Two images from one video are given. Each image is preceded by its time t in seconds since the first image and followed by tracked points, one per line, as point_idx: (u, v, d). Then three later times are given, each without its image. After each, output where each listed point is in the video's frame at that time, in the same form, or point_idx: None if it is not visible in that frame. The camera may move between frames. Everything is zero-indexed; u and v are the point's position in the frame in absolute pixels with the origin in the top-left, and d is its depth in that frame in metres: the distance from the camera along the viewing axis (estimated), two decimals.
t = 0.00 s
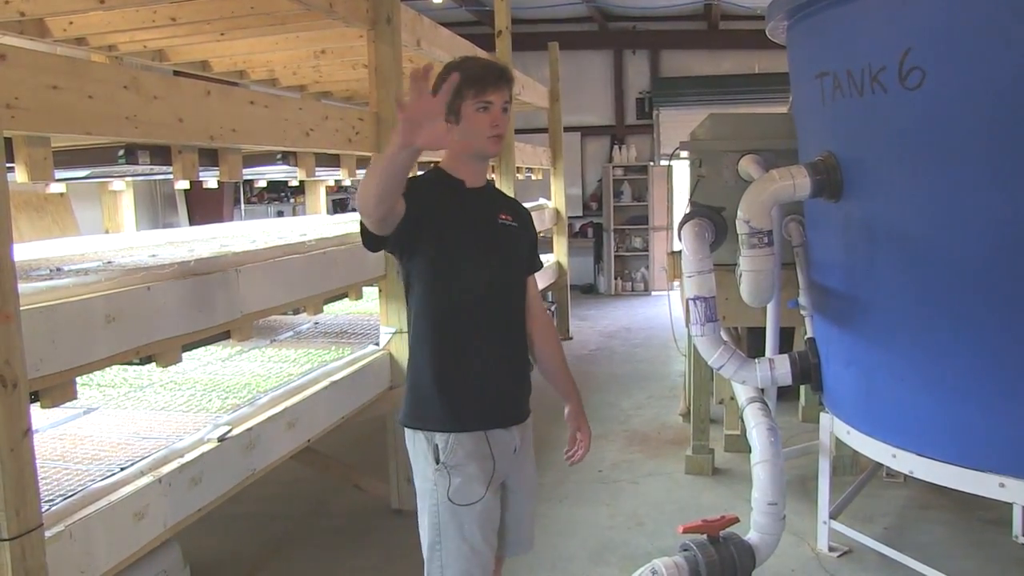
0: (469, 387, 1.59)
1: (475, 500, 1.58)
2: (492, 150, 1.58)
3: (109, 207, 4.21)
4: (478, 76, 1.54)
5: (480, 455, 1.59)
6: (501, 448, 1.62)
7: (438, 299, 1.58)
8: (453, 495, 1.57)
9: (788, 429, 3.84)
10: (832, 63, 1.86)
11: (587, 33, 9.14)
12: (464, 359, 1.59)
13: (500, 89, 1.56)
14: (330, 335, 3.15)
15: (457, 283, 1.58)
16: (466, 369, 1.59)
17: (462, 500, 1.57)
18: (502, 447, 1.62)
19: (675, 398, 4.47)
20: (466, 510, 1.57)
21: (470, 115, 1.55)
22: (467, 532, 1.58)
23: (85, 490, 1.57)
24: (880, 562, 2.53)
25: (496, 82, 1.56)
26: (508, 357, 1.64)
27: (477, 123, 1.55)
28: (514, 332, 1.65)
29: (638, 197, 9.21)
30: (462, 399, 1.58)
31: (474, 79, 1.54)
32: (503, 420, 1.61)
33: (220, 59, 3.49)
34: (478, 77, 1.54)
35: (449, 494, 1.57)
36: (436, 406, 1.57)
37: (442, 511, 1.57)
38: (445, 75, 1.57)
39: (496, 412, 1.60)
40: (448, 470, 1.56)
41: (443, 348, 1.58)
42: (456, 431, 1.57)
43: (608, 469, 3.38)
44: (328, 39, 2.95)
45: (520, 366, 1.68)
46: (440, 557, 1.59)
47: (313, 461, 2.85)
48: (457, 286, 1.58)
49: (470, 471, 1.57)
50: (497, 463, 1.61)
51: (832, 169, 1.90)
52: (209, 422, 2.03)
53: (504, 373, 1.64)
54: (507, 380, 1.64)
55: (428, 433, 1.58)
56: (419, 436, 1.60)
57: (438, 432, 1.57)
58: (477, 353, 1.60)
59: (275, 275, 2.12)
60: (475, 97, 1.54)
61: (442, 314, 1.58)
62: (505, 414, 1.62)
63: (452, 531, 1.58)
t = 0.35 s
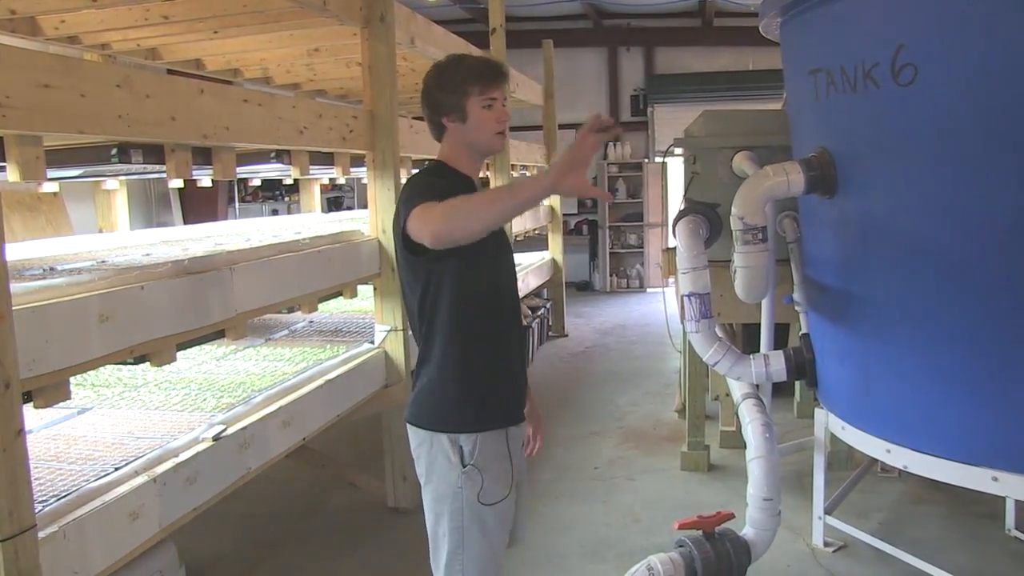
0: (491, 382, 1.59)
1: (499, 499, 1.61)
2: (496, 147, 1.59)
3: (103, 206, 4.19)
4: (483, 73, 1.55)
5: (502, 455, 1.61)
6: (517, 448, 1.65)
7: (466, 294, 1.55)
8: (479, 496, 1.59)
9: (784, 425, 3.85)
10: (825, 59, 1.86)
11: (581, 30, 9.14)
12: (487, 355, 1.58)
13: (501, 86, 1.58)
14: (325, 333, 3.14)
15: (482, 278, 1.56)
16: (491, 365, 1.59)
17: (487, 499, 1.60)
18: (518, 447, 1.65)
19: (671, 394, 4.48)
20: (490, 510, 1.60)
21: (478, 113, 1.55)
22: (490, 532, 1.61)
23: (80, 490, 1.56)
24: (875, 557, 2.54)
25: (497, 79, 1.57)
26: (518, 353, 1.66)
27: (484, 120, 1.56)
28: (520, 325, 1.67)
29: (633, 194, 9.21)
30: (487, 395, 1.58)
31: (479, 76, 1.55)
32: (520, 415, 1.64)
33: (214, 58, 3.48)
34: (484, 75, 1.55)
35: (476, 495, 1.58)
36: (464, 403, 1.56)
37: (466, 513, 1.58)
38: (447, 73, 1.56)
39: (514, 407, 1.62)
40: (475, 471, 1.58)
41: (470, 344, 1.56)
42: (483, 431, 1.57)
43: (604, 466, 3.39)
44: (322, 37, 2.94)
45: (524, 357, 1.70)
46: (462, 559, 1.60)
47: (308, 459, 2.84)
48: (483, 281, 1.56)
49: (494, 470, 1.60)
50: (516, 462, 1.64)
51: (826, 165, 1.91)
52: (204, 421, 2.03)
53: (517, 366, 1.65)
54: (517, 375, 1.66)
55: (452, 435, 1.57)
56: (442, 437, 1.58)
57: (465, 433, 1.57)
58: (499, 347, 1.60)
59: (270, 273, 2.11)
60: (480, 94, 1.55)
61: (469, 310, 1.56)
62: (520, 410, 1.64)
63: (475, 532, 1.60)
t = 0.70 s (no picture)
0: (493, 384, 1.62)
1: (508, 498, 1.65)
2: (490, 143, 1.63)
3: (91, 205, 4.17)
4: (482, 71, 1.57)
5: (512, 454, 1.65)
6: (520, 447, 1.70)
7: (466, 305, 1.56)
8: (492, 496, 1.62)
9: (773, 421, 3.87)
10: (812, 57, 1.87)
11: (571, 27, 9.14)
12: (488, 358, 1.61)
13: (499, 83, 1.61)
14: (316, 331, 3.14)
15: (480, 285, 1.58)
16: (495, 364, 1.63)
17: (500, 499, 1.63)
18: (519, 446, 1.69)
19: (661, 391, 4.50)
20: (501, 508, 1.64)
21: (478, 109, 1.57)
22: (500, 531, 1.64)
23: (68, 490, 1.56)
24: (863, 552, 2.56)
25: (496, 75, 1.60)
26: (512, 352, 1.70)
27: (484, 116, 1.58)
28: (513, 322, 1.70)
29: (623, 191, 9.24)
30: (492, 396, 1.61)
31: (479, 73, 1.57)
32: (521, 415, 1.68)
33: (203, 56, 3.47)
34: (485, 71, 1.57)
35: (490, 494, 1.61)
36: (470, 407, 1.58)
37: (479, 513, 1.60)
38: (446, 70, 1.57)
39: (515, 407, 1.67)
40: (489, 471, 1.61)
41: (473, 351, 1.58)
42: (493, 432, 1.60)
43: (594, 463, 3.40)
44: (311, 35, 2.94)
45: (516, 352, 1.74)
46: (473, 560, 1.61)
47: (299, 457, 2.84)
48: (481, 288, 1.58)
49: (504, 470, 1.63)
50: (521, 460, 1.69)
51: (814, 163, 1.92)
52: (194, 420, 2.03)
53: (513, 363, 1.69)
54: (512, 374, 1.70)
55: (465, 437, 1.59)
56: (452, 439, 1.59)
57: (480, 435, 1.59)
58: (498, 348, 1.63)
59: (259, 272, 2.11)
60: (481, 90, 1.56)
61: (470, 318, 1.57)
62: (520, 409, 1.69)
63: (487, 532, 1.62)
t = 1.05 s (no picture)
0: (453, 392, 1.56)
1: (465, 504, 1.59)
2: (461, 144, 1.54)
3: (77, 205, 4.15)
4: (440, 67, 1.51)
5: (469, 459, 1.58)
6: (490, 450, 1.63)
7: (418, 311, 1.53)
8: (442, 500, 1.57)
9: (760, 420, 3.90)
10: (798, 57, 1.89)
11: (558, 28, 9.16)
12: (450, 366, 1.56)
13: (465, 79, 1.53)
14: (303, 331, 3.13)
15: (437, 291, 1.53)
16: (460, 370, 1.57)
17: (452, 505, 1.58)
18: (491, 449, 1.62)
19: (648, 390, 4.52)
20: (454, 514, 1.58)
21: (435, 109, 1.51)
22: (453, 537, 1.59)
23: (54, 491, 1.55)
24: (849, 550, 2.59)
25: (461, 72, 1.53)
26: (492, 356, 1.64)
27: (443, 116, 1.51)
28: (492, 328, 1.64)
29: (611, 191, 9.26)
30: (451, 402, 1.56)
31: (437, 71, 1.51)
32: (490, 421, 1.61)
33: (189, 56, 3.45)
34: (442, 67, 1.51)
35: (440, 499, 1.57)
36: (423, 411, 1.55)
37: (429, 515, 1.57)
38: (407, 68, 1.53)
39: (483, 413, 1.60)
40: (440, 475, 1.56)
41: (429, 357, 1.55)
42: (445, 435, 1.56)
43: (582, 462, 3.41)
44: (299, 35, 2.93)
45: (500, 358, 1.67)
46: (423, 562, 1.58)
47: (286, 458, 2.83)
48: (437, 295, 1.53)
49: (460, 475, 1.58)
50: (487, 464, 1.62)
51: (799, 163, 1.94)
52: (181, 420, 2.02)
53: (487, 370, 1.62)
54: (490, 380, 1.63)
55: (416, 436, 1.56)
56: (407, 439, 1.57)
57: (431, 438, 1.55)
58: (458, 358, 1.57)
59: (246, 273, 2.10)
60: (439, 89, 1.51)
61: (425, 323, 1.54)
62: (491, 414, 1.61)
63: (438, 537, 1.58)
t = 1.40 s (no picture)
0: (428, 400, 1.57)
1: (454, 513, 1.60)
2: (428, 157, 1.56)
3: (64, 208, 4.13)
4: (421, 80, 1.51)
5: (457, 469, 1.59)
6: (478, 457, 1.63)
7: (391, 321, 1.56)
8: (430, 510, 1.58)
9: (749, 423, 3.92)
10: (786, 61, 1.91)
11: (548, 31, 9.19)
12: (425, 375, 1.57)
13: (442, 96, 1.53)
14: (292, 335, 3.12)
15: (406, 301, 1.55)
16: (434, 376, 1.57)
17: (439, 515, 1.58)
18: (478, 455, 1.63)
19: (637, 393, 4.54)
20: (443, 525, 1.59)
21: (408, 120, 1.53)
22: (442, 548, 1.59)
23: (41, 495, 1.55)
24: (837, 552, 2.61)
25: (440, 89, 1.52)
26: (471, 364, 1.62)
27: (413, 128, 1.53)
28: (471, 336, 1.62)
29: (600, 194, 9.29)
30: (428, 412, 1.56)
31: (416, 83, 1.51)
32: (474, 428, 1.61)
33: (179, 58, 3.44)
34: (421, 82, 1.51)
35: (427, 508, 1.58)
36: (401, 420, 1.57)
37: (417, 526, 1.58)
38: (388, 75, 1.54)
39: (465, 421, 1.59)
40: (426, 485, 1.57)
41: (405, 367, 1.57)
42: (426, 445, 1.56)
43: (572, 465, 3.42)
44: (288, 38, 2.93)
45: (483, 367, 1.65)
46: (413, 572, 1.59)
47: (276, 462, 2.83)
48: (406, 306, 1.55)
49: (447, 484, 1.58)
50: (475, 473, 1.63)
51: (787, 166, 1.95)
52: (170, 423, 2.02)
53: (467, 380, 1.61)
54: (471, 387, 1.62)
55: (402, 446, 1.57)
56: (393, 450, 1.58)
57: (414, 448, 1.56)
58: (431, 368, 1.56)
59: (235, 275, 2.10)
60: (415, 101, 1.52)
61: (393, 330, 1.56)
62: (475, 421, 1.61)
63: (428, 545, 1.59)
